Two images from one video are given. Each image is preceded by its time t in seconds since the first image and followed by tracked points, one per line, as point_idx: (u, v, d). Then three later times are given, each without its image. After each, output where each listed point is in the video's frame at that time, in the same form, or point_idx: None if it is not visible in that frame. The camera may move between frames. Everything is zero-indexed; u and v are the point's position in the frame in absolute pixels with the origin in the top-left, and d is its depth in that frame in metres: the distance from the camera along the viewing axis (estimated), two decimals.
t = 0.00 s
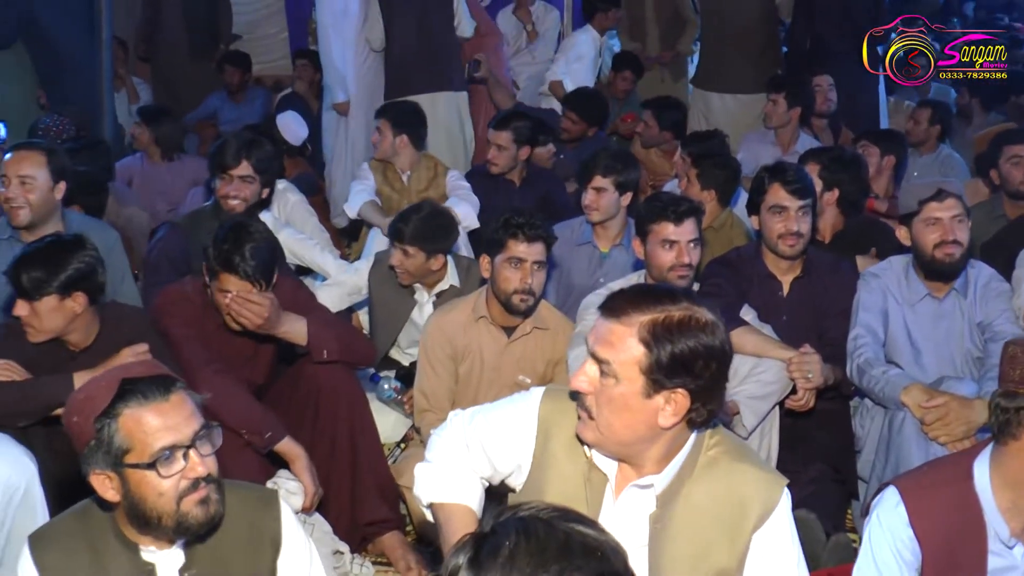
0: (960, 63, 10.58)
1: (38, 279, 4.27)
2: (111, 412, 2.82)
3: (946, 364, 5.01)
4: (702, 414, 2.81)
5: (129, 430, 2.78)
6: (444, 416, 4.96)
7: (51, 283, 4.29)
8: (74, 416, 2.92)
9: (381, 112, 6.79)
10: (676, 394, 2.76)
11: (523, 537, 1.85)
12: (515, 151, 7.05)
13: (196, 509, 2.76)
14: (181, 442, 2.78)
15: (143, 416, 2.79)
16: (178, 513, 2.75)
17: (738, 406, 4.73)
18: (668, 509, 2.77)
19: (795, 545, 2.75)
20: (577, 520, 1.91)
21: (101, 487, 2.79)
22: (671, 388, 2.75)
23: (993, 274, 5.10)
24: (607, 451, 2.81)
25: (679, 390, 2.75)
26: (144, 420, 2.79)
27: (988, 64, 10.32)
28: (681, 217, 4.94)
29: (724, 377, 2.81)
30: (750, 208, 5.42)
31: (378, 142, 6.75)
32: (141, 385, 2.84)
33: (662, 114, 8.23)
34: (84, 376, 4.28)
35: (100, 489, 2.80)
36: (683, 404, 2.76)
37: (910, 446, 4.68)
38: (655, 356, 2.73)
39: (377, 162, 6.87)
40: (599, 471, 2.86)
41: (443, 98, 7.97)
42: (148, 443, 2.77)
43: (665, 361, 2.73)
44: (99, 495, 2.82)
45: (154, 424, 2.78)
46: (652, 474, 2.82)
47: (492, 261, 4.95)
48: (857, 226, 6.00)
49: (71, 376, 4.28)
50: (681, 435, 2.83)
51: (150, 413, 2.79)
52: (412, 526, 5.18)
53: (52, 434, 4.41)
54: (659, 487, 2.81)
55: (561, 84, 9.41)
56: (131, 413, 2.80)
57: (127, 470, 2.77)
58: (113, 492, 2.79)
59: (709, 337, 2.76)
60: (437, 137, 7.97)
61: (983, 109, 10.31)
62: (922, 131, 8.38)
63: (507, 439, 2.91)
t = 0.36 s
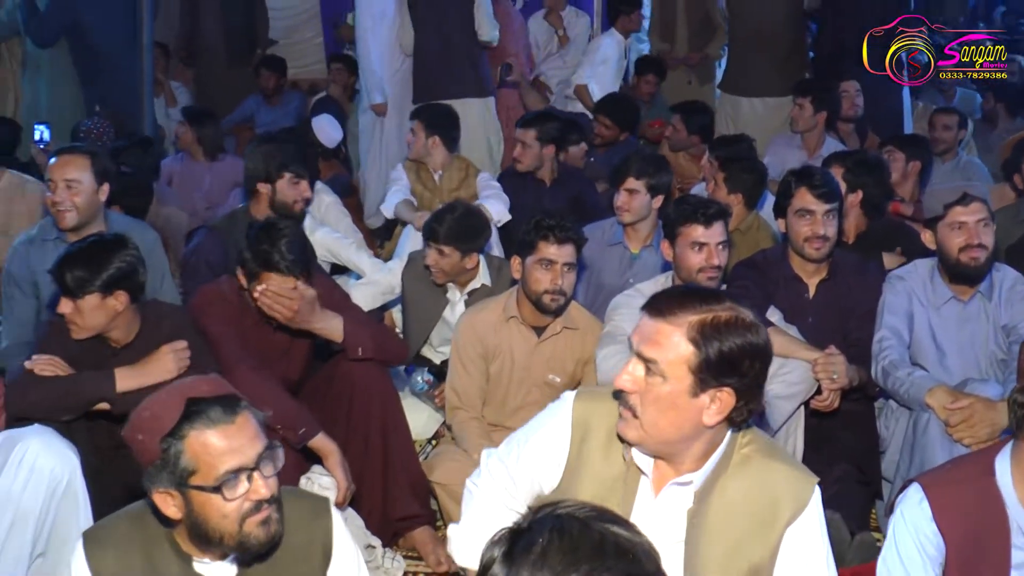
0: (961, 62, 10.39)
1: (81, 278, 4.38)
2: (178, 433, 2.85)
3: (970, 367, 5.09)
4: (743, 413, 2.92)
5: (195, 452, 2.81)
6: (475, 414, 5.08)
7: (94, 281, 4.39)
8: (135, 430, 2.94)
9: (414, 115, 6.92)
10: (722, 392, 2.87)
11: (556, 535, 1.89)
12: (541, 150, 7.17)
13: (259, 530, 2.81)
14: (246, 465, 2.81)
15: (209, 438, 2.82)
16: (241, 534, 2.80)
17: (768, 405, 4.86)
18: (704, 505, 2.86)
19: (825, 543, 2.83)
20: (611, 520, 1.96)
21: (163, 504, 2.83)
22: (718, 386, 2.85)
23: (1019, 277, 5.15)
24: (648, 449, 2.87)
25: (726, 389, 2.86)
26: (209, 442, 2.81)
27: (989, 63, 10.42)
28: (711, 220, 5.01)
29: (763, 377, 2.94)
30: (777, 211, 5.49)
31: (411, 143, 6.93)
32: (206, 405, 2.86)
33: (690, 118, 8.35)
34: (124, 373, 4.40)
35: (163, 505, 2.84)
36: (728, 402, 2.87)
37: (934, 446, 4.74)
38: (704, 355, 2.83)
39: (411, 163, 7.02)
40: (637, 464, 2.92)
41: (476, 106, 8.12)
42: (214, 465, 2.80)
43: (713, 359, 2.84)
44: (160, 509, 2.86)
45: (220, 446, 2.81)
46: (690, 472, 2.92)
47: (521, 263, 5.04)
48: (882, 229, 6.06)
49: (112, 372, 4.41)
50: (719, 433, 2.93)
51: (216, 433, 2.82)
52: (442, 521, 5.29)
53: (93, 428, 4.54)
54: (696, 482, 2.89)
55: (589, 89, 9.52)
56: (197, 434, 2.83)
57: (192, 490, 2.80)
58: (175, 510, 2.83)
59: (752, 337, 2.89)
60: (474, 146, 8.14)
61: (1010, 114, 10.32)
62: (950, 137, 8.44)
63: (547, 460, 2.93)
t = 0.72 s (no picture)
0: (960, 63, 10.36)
1: (106, 276, 4.44)
2: (217, 444, 2.89)
3: (991, 369, 5.11)
4: (772, 418, 2.96)
5: (235, 463, 2.86)
6: (496, 413, 5.12)
7: (119, 280, 4.45)
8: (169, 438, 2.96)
9: (441, 116, 7.07)
10: (753, 398, 2.91)
11: (577, 535, 1.92)
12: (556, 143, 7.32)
13: (295, 538, 2.87)
14: (284, 475, 2.86)
15: (248, 450, 2.87)
16: (278, 543, 2.86)
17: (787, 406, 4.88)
18: (725, 507, 2.88)
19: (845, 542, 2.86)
20: (637, 524, 1.98)
21: (200, 513, 2.90)
22: (750, 391, 2.89)
23: None
24: (675, 456, 2.88)
25: (757, 394, 2.90)
26: (248, 452, 2.86)
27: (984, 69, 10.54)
28: (731, 221, 5.04)
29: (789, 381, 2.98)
30: (798, 213, 5.50)
31: (436, 144, 7.05)
32: (244, 416, 2.91)
33: (712, 119, 8.38)
34: (149, 370, 4.45)
35: (199, 514, 2.90)
36: (758, 407, 2.91)
37: (953, 447, 4.75)
38: (737, 361, 2.87)
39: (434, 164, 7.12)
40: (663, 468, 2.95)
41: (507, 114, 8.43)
42: (253, 476, 2.85)
43: (746, 365, 2.87)
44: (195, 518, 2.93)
45: (259, 458, 2.86)
46: (714, 477, 2.94)
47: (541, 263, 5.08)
48: (901, 231, 6.07)
49: (137, 369, 4.46)
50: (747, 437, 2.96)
51: (254, 444, 2.87)
52: (463, 520, 5.33)
53: (117, 425, 4.61)
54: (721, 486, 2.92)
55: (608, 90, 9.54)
56: (236, 446, 2.88)
57: (230, 500, 2.85)
58: (211, 518, 2.90)
59: (782, 342, 2.93)
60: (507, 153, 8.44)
61: None
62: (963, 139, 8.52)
63: (563, 475, 2.93)
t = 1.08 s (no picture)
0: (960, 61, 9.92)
1: (126, 275, 4.49)
2: (235, 440, 2.93)
3: (1009, 371, 5.11)
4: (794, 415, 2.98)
5: (253, 458, 2.90)
6: (513, 413, 5.11)
7: (139, 278, 4.49)
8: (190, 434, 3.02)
9: (459, 119, 7.13)
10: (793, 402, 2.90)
11: (601, 536, 1.95)
12: (576, 137, 7.44)
13: (313, 531, 2.91)
14: (302, 469, 2.90)
15: (265, 444, 2.91)
16: (296, 536, 2.90)
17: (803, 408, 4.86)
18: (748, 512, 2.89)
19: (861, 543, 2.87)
20: (662, 527, 2.00)
21: (218, 507, 2.93)
22: (794, 399, 2.88)
23: None
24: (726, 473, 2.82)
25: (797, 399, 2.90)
26: (265, 447, 2.90)
27: (987, 60, 10.18)
28: (741, 223, 5.02)
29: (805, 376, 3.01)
30: (816, 214, 5.50)
31: (454, 147, 7.11)
32: (262, 411, 2.96)
33: (729, 122, 8.39)
34: (169, 368, 4.50)
35: (218, 508, 2.93)
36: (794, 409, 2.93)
37: (972, 449, 4.76)
38: (788, 372, 2.83)
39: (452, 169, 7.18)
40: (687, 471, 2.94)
41: (537, 115, 8.76)
42: (271, 470, 2.89)
43: (794, 374, 2.85)
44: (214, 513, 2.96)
45: (276, 452, 2.90)
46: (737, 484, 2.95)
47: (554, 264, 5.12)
48: (918, 234, 6.08)
49: (157, 368, 4.51)
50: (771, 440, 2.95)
51: (272, 439, 2.91)
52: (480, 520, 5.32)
53: (139, 423, 4.66)
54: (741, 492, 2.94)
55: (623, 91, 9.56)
56: (253, 441, 2.92)
57: (249, 494, 2.89)
58: (230, 513, 2.93)
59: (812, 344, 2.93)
60: (528, 151, 8.75)
61: None
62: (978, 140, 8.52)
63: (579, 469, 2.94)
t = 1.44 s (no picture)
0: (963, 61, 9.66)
1: (145, 276, 4.48)
2: (269, 427, 2.91)
3: None
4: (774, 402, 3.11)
5: (290, 445, 2.90)
6: (529, 414, 5.14)
7: (157, 279, 4.48)
8: (218, 429, 2.95)
9: (473, 123, 7.12)
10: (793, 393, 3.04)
11: (625, 540, 1.95)
12: (603, 135, 7.52)
13: (348, 512, 2.96)
14: (333, 451, 2.95)
15: (298, 431, 2.91)
16: (333, 519, 2.94)
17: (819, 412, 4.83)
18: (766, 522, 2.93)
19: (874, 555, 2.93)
20: (685, 532, 2.00)
21: (253, 500, 2.91)
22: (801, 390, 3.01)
23: None
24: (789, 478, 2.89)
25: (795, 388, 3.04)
26: (295, 435, 2.91)
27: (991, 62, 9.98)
28: (756, 223, 5.02)
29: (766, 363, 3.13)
30: (834, 215, 5.47)
31: (469, 150, 7.11)
32: (287, 395, 2.96)
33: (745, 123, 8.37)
34: (186, 368, 4.51)
35: (253, 501, 2.91)
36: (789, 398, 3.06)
37: (991, 452, 4.74)
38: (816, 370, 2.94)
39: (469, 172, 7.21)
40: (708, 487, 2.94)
41: (557, 115, 8.79)
42: (308, 455, 2.90)
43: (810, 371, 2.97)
44: (246, 506, 2.93)
45: (307, 440, 2.91)
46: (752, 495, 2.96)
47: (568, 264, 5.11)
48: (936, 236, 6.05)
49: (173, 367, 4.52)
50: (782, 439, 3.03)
51: (299, 427, 2.92)
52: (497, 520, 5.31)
53: (156, 421, 4.69)
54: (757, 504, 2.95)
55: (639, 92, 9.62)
56: (288, 427, 2.92)
57: (287, 480, 2.90)
58: (265, 505, 2.91)
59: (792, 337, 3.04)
60: (548, 153, 8.78)
61: None
62: (996, 141, 8.48)
63: (587, 485, 2.91)
